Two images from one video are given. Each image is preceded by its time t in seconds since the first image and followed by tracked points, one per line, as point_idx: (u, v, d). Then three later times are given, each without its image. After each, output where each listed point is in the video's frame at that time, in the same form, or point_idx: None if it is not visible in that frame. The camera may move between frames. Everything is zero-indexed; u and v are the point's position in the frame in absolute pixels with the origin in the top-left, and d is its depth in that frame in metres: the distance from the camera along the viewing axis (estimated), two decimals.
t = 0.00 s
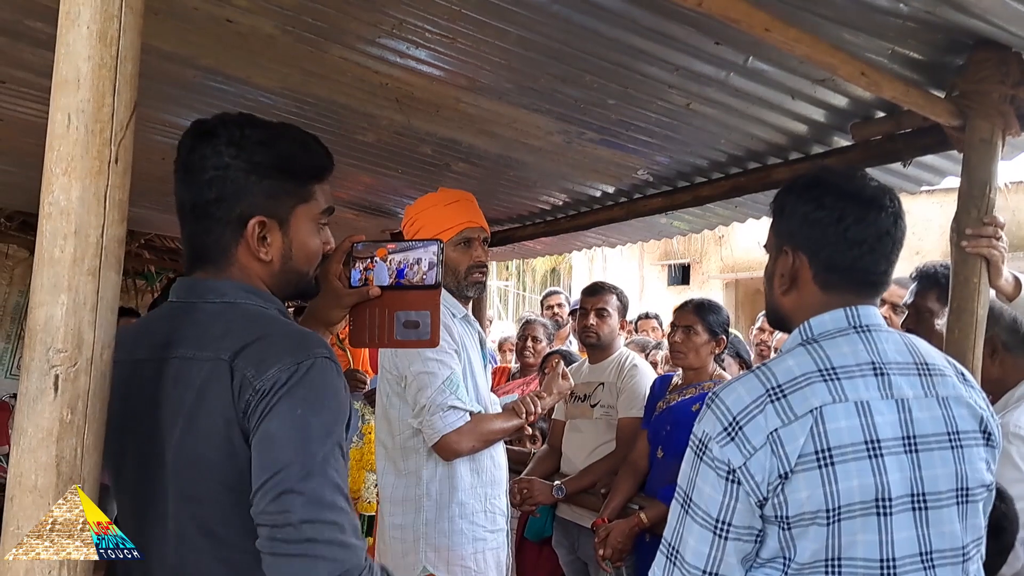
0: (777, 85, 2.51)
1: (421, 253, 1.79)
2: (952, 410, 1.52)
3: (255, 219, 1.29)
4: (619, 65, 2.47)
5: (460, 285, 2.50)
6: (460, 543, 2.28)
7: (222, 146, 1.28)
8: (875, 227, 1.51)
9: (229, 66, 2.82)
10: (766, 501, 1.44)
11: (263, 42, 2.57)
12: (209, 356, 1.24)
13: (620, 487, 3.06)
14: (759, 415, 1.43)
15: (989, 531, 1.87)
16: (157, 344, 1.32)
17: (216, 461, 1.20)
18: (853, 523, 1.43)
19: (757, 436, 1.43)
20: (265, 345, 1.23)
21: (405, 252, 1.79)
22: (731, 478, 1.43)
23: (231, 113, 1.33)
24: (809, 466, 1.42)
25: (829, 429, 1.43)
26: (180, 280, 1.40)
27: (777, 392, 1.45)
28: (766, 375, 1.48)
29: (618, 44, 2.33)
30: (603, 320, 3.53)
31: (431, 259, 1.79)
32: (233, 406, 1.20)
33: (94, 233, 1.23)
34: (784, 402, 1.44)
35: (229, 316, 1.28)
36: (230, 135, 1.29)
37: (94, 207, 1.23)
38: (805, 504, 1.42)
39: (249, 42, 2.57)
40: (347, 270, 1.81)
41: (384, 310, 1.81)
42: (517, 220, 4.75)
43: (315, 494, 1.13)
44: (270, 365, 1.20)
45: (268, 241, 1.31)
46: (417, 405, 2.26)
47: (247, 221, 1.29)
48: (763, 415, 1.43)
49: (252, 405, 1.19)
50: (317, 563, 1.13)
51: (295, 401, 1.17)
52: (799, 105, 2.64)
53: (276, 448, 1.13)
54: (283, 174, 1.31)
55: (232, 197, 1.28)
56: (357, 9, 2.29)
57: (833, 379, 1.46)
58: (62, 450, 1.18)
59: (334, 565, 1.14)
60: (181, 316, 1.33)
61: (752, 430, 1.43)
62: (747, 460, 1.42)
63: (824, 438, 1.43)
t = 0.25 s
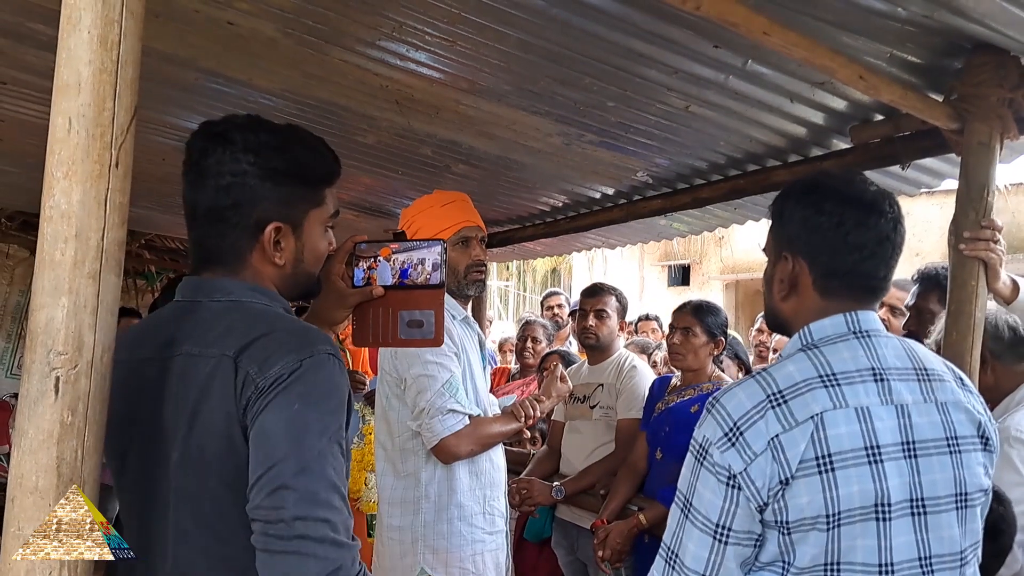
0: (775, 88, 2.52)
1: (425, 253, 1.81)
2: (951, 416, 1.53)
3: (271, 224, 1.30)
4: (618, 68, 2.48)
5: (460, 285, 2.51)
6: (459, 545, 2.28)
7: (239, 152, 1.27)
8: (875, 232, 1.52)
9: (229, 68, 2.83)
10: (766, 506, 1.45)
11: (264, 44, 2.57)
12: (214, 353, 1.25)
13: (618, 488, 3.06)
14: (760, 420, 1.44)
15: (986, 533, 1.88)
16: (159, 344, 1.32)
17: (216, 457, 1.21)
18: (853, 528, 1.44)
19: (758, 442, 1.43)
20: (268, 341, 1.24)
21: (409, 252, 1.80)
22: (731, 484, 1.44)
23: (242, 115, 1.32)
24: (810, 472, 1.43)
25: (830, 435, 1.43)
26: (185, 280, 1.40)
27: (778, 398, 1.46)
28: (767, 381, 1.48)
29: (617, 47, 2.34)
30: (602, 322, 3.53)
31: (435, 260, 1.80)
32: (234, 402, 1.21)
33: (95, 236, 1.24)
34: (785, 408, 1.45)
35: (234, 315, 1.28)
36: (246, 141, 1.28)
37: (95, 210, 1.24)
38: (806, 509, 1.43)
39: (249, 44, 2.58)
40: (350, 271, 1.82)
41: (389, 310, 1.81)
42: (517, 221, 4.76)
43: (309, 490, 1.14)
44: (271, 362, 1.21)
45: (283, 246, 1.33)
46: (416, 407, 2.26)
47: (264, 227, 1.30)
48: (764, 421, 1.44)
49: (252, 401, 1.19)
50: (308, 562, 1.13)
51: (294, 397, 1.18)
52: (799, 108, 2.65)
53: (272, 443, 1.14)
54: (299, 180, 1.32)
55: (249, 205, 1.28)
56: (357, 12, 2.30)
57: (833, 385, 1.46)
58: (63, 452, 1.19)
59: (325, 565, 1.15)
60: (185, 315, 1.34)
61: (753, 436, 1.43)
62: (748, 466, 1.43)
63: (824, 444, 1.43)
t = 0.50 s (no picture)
0: (775, 90, 2.52)
1: (425, 252, 1.82)
2: (952, 418, 1.54)
3: (278, 228, 1.31)
4: (619, 70, 2.49)
5: (460, 286, 2.52)
6: (459, 545, 2.29)
7: (244, 158, 1.27)
8: (879, 234, 1.52)
9: (231, 69, 2.84)
10: (766, 504, 1.45)
11: (265, 45, 2.58)
12: (219, 353, 1.26)
13: (618, 489, 3.06)
14: (761, 420, 1.45)
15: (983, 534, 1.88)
16: (162, 345, 1.33)
17: (222, 458, 1.21)
18: (851, 528, 1.44)
19: (760, 440, 1.44)
20: (273, 342, 1.25)
21: (409, 252, 1.82)
22: (733, 482, 1.44)
23: (245, 117, 1.31)
24: (810, 471, 1.44)
25: (830, 435, 1.44)
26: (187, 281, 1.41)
27: (779, 397, 1.47)
28: (769, 380, 1.49)
29: (617, 49, 2.34)
30: (602, 322, 3.54)
31: (436, 259, 1.82)
32: (241, 404, 1.21)
33: (97, 237, 1.25)
34: (786, 407, 1.46)
35: (238, 316, 1.29)
36: (251, 145, 1.28)
37: (98, 211, 1.25)
38: (805, 508, 1.44)
39: (251, 45, 2.59)
40: (350, 270, 1.83)
41: (390, 309, 1.82)
42: (517, 222, 4.76)
43: (317, 495, 1.15)
44: (279, 364, 1.21)
45: (289, 249, 1.34)
46: (416, 408, 2.27)
47: (271, 232, 1.31)
48: (766, 419, 1.45)
49: (259, 403, 1.20)
50: (319, 568, 1.13)
51: (302, 400, 1.18)
52: (799, 110, 2.65)
53: (280, 446, 1.15)
54: (305, 183, 1.33)
55: (256, 209, 1.28)
56: (358, 14, 2.31)
57: (835, 386, 1.47)
58: (65, 451, 1.19)
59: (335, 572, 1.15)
60: (187, 315, 1.35)
61: (755, 434, 1.44)
62: (749, 463, 1.43)
63: (825, 444, 1.44)
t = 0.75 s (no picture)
0: (773, 91, 2.53)
1: (427, 254, 1.82)
2: (957, 420, 1.54)
3: (276, 230, 1.32)
4: (617, 71, 2.49)
5: (460, 285, 2.53)
6: (460, 546, 2.30)
7: (241, 159, 1.27)
8: (885, 236, 1.52)
9: (230, 69, 2.84)
10: (771, 503, 1.45)
11: (263, 45, 2.59)
12: (212, 353, 1.26)
13: (617, 490, 3.06)
14: (767, 419, 1.45)
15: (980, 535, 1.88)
16: (157, 344, 1.34)
17: (216, 460, 1.22)
18: (855, 528, 1.45)
19: (765, 440, 1.44)
20: (267, 343, 1.25)
21: (412, 253, 1.82)
22: (738, 481, 1.44)
23: (242, 117, 1.31)
24: (815, 471, 1.44)
25: (836, 435, 1.44)
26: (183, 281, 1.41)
27: (785, 397, 1.47)
28: (775, 380, 1.50)
29: (615, 49, 2.35)
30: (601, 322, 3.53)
31: (437, 261, 1.82)
32: (234, 407, 1.22)
33: (94, 236, 1.25)
34: (792, 407, 1.46)
35: (233, 317, 1.29)
36: (248, 147, 1.28)
37: (94, 211, 1.25)
38: (810, 508, 1.44)
39: (250, 45, 2.59)
40: (352, 271, 1.82)
41: (391, 310, 1.82)
42: (517, 222, 4.76)
43: (309, 498, 1.15)
44: (274, 366, 1.22)
45: (286, 250, 1.35)
46: (420, 409, 2.27)
47: (268, 233, 1.32)
48: (771, 419, 1.45)
49: (252, 405, 1.21)
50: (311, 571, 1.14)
51: (296, 403, 1.19)
52: (797, 111, 2.66)
53: (272, 449, 1.16)
54: (302, 184, 1.33)
55: (253, 211, 1.29)
56: (356, 14, 2.31)
57: (841, 386, 1.47)
58: (61, 450, 1.20)
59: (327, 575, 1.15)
60: (183, 316, 1.35)
61: (760, 433, 1.45)
62: (755, 463, 1.44)
63: (830, 444, 1.44)
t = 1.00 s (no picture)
0: (772, 91, 2.52)
1: (425, 254, 1.82)
2: (967, 419, 1.54)
3: (270, 230, 1.32)
4: (616, 71, 2.49)
5: (457, 285, 2.51)
6: (462, 542, 2.30)
7: (236, 159, 1.27)
8: (902, 234, 1.53)
9: (229, 69, 2.84)
10: (784, 495, 1.45)
11: (262, 45, 2.59)
12: (205, 355, 1.26)
13: (615, 489, 3.08)
14: (782, 410, 1.45)
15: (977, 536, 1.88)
16: (153, 343, 1.34)
17: (210, 459, 1.22)
18: (866, 522, 1.45)
19: (779, 431, 1.44)
20: (262, 342, 1.25)
21: (410, 253, 1.82)
22: (751, 472, 1.44)
23: (237, 116, 1.31)
24: (828, 463, 1.44)
25: (849, 429, 1.44)
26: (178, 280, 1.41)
27: (800, 389, 1.47)
28: (789, 372, 1.49)
29: (614, 50, 2.35)
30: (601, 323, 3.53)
31: (435, 261, 1.82)
32: (228, 408, 1.22)
33: (91, 236, 1.25)
34: (807, 400, 1.46)
35: (228, 316, 1.30)
36: (243, 147, 1.28)
37: (92, 210, 1.25)
38: (823, 500, 1.44)
39: (249, 45, 2.59)
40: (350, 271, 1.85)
41: (389, 309, 1.81)
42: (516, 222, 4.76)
43: (304, 498, 1.15)
44: (270, 365, 1.22)
45: (281, 249, 1.35)
46: (451, 399, 2.21)
47: (263, 232, 1.32)
48: (786, 412, 1.45)
49: (246, 406, 1.21)
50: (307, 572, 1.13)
51: (291, 402, 1.19)
52: (796, 112, 2.65)
53: (267, 451, 1.16)
54: (297, 183, 1.33)
55: (248, 210, 1.29)
56: (355, 14, 2.31)
57: (855, 380, 1.47)
58: (57, 449, 1.20)
59: None
60: (178, 316, 1.35)
61: (774, 425, 1.44)
62: (768, 454, 1.44)
63: (844, 437, 1.44)
